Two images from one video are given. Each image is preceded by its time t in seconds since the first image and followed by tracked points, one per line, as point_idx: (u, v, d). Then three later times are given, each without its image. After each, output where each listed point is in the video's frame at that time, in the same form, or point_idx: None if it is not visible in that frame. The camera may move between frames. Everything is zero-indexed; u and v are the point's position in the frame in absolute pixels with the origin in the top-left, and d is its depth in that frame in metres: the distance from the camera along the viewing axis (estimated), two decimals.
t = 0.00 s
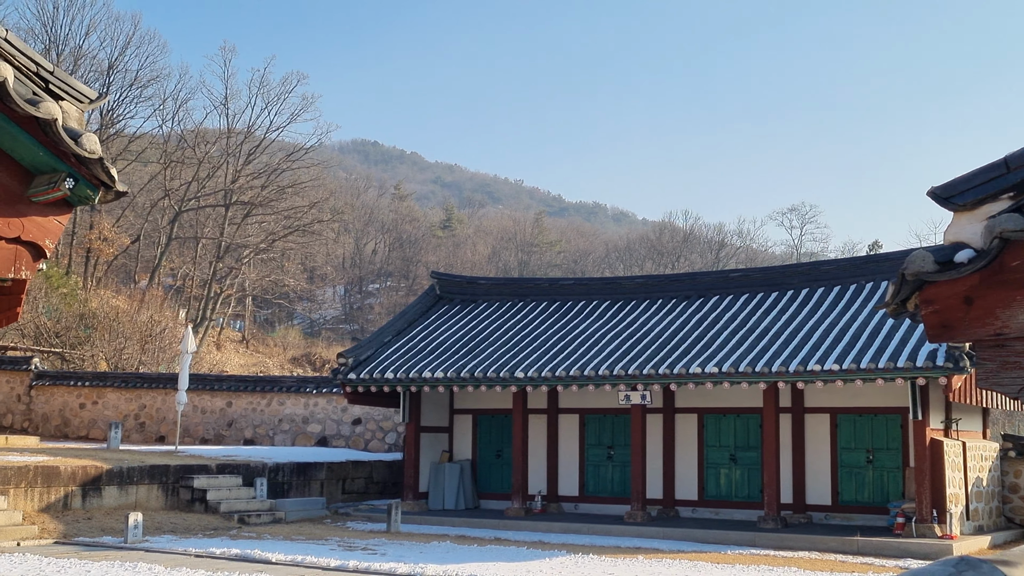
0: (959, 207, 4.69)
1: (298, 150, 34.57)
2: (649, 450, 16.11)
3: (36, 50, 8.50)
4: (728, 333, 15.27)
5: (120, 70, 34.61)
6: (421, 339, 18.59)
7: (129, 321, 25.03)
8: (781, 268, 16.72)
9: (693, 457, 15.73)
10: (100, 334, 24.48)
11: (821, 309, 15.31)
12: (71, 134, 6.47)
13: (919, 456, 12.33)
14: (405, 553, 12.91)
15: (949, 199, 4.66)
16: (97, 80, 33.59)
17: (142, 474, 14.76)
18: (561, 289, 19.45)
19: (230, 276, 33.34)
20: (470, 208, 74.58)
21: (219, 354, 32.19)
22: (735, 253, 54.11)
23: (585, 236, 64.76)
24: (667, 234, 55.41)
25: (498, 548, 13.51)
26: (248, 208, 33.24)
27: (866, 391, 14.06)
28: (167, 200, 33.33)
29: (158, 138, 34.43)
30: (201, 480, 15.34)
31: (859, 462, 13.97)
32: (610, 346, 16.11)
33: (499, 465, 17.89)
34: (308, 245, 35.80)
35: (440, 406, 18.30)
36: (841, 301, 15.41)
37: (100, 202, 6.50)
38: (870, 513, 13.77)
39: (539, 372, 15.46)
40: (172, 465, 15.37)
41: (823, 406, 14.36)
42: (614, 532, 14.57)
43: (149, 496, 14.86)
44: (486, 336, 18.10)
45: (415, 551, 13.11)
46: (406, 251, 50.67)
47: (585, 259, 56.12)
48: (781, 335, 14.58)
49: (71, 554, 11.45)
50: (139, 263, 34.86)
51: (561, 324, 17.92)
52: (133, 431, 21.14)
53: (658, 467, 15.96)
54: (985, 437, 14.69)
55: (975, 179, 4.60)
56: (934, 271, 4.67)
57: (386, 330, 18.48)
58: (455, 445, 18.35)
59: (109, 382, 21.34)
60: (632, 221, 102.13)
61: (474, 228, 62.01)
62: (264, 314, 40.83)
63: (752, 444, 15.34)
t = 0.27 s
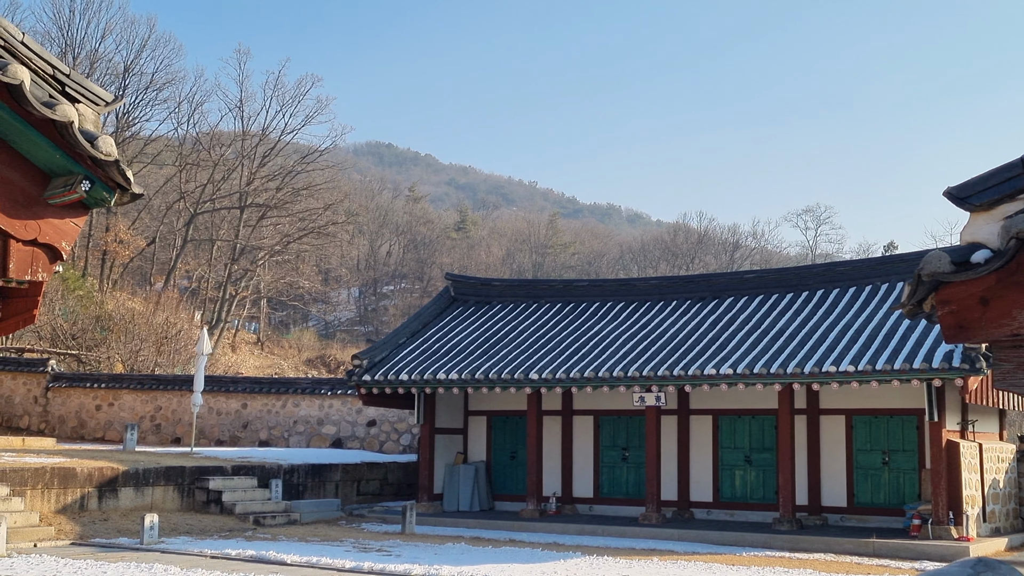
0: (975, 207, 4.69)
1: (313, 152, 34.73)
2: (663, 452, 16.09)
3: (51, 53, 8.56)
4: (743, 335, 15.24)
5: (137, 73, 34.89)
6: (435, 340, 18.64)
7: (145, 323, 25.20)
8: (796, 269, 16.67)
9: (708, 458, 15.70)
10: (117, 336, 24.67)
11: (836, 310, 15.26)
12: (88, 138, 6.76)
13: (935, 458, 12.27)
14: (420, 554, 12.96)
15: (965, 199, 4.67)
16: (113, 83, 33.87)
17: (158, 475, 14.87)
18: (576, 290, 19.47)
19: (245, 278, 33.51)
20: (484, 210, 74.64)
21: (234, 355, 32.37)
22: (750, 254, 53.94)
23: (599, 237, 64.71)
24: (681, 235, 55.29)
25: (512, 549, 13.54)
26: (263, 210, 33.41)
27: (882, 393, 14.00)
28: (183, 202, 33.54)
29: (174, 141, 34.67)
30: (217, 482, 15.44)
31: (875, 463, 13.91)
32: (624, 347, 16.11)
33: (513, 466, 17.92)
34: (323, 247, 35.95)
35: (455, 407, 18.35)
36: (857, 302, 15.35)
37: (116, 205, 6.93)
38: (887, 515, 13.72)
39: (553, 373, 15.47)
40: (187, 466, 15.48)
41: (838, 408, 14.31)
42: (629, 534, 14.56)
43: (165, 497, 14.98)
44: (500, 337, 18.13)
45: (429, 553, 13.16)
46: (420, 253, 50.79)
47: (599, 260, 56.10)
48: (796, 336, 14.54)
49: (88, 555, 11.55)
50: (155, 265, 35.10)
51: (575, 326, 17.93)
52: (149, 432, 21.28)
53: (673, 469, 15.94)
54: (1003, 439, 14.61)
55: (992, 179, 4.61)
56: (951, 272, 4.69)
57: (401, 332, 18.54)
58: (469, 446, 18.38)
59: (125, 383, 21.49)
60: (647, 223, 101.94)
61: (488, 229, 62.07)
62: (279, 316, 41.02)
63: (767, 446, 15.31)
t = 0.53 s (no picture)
0: (991, 207, 4.69)
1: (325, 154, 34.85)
2: (676, 453, 16.08)
3: (66, 55, 8.74)
4: (756, 335, 15.22)
5: (151, 76, 35.13)
6: (448, 341, 18.68)
7: (159, 324, 25.36)
8: (809, 270, 16.63)
9: (721, 459, 15.69)
10: (131, 338, 24.83)
11: (850, 310, 15.23)
12: (102, 138, 6.86)
13: (950, 458, 12.22)
14: (433, 555, 12.99)
15: (980, 199, 4.68)
16: (127, 86, 34.10)
17: (172, 476, 14.98)
18: (589, 291, 19.47)
19: (258, 280, 33.66)
20: (496, 211, 74.69)
21: (248, 356, 32.53)
22: (763, 254, 53.73)
23: (612, 238, 64.65)
24: (694, 236, 55.15)
25: (525, 550, 13.57)
26: (276, 212, 33.55)
27: (896, 394, 13.96)
28: (197, 204, 33.72)
29: (187, 143, 34.87)
30: (231, 482, 15.53)
31: (889, 465, 13.87)
32: (637, 348, 16.11)
33: (526, 467, 17.95)
34: (336, 248, 36.07)
35: (468, 408, 18.39)
36: (871, 303, 15.31)
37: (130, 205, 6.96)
38: (901, 516, 13.68)
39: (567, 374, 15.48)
40: (201, 467, 15.58)
41: (852, 409, 14.27)
42: (642, 535, 14.56)
43: (178, 498, 15.09)
44: (513, 338, 18.15)
45: (442, 554, 13.19)
46: (433, 254, 50.90)
47: (612, 261, 56.08)
48: (810, 337, 14.51)
49: (102, 555, 11.63)
50: (168, 266, 35.30)
51: (588, 327, 17.94)
52: (163, 433, 21.41)
53: (686, 470, 15.93)
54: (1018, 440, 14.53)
55: (1007, 179, 4.60)
56: (967, 272, 4.82)
57: (414, 333, 18.59)
58: (482, 447, 18.43)
59: (140, 384, 21.63)
60: (660, 224, 101.76)
61: (501, 230, 62.12)
62: (292, 317, 41.19)
63: (780, 447, 15.28)
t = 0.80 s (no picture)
0: (1003, 207, 4.78)
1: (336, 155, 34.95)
2: (688, 454, 16.06)
3: (79, 57, 8.79)
4: (768, 336, 15.19)
5: (163, 77, 35.33)
6: (459, 342, 18.71)
7: (171, 325, 25.50)
8: (821, 270, 16.59)
9: (733, 460, 15.67)
10: (143, 339, 24.97)
11: (862, 311, 15.19)
12: (114, 140, 7.05)
13: (963, 459, 12.18)
14: (444, 556, 13.01)
15: (994, 198, 4.77)
16: (139, 87, 34.31)
17: (184, 476, 15.07)
18: (600, 292, 19.48)
19: (270, 280, 33.79)
20: (508, 211, 74.72)
21: (260, 357, 32.65)
22: (774, 255, 53.58)
23: (623, 239, 64.60)
24: (706, 236, 55.03)
25: (537, 551, 13.59)
26: (287, 213, 33.68)
27: (908, 394, 13.92)
28: (208, 205, 33.88)
29: (199, 145, 35.07)
30: (243, 483, 15.61)
31: (901, 466, 13.83)
32: (648, 349, 16.11)
33: (537, 468, 17.97)
34: (347, 249, 36.17)
35: (479, 409, 18.42)
36: (883, 303, 15.26)
37: (142, 206, 7.20)
38: (913, 517, 13.63)
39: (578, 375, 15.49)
40: (213, 468, 15.66)
41: (864, 409, 14.23)
42: (653, 536, 14.56)
43: (190, 498, 15.18)
44: (524, 339, 18.17)
45: (453, 554, 13.22)
46: (444, 255, 51.01)
47: (623, 262, 56.10)
48: (822, 338, 14.48)
49: (115, 556, 11.70)
50: (180, 267, 35.47)
51: (599, 328, 17.94)
52: (175, 434, 21.53)
53: (697, 471, 15.91)
54: None
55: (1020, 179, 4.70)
56: (980, 271, 4.83)
57: (425, 334, 18.63)
58: (494, 448, 18.45)
59: (152, 385, 21.76)
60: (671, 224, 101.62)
61: (512, 231, 62.20)
62: (304, 318, 41.33)
63: (792, 448, 15.25)
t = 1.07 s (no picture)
0: (1016, 208, 4.78)
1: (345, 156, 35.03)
2: (698, 454, 16.04)
3: (90, 59, 8.87)
4: (778, 337, 15.16)
5: (172, 79, 35.51)
6: (468, 343, 18.72)
7: (181, 326, 25.59)
8: (831, 271, 16.54)
9: (743, 461, 15.65)
10: (153, 339, 25.07)
11: (872, 311, 15.14)
12: (126, 141, 7.11)
13: (974, 461, 12.11)
14: (454, 557, 13.02)
15: (1006, 199, 4.78)
16: (149, 88, 34.47)
17: (194, 477, 15.12)
18: (609, 292, 19.46)
19: (279, 281, 33.89)
20: (517, 212, 74.75)
21: (269, 358, 32.74)
22: (784, 255, 53.43)
23: (632, 239, 64.57)
24: (715, 237, 54.93)
25: (547, 552, 13.59)
26: (297, 214, 33.77)
27: (920, 395, 13.88)
28: (218, 206, 34.00)
29: (209, 146, 35.22)
30: (253, 484, 15.65)
31: (912, 466, 13.78)
32: (658, 349, 16.09)
33: (547, 469, 17.98)
34: (356, 250, 36.24)
35: (489, 410, 18.43)
36: (894, 304, 15.21)
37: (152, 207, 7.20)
38: (924, 518, 13.59)
39: (588, 376, 15.49)
40: (223, 469, 15.72)
41: (875, 410, 14.19)
42: (663, 537, 14.54)
43: (201, 499, 15.24)
44: (534, 340, 18.17)
45: (463, 555, 13.22)
46: (453, 255, 51.08)
47: (633, 261, 56.23)
48: (832, 338, 14.44)
49: (126, 556, 11.74)
50: (190, 268, 35.60)
51: (609, 328, 17.92)
52: (186, 435, 21.61)
53: (707, 471, 15.89)
54: None
55: None
56: (992, 272, 4.81)
57: (434, 334, 18.65)
58: (504, 449, 18.46)
59: (162, 386, 21.85)
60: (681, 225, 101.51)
61: (521, 232, 62.25)
62: (313, 319, 41.43)
63: (802, 449, 15.23)
